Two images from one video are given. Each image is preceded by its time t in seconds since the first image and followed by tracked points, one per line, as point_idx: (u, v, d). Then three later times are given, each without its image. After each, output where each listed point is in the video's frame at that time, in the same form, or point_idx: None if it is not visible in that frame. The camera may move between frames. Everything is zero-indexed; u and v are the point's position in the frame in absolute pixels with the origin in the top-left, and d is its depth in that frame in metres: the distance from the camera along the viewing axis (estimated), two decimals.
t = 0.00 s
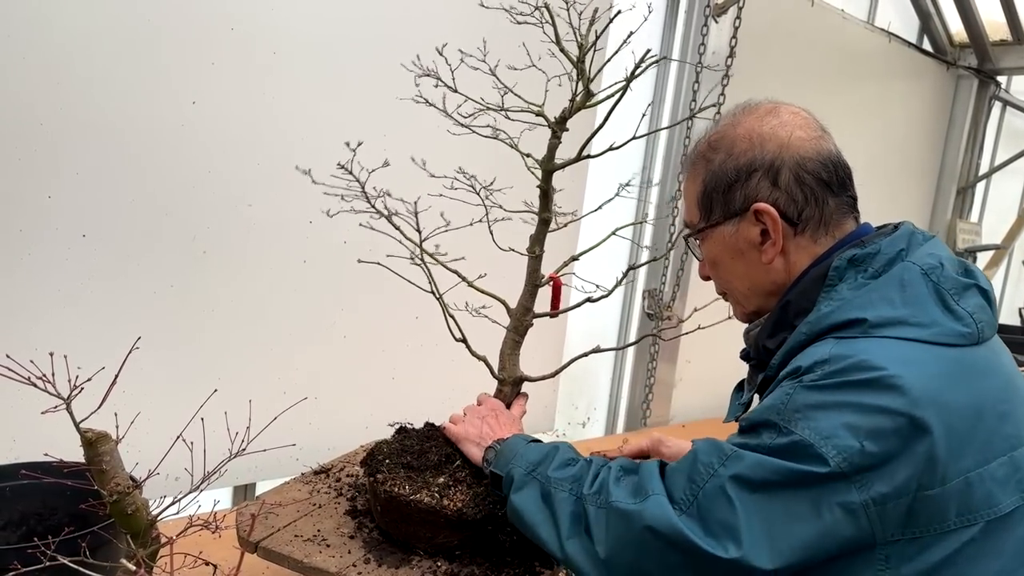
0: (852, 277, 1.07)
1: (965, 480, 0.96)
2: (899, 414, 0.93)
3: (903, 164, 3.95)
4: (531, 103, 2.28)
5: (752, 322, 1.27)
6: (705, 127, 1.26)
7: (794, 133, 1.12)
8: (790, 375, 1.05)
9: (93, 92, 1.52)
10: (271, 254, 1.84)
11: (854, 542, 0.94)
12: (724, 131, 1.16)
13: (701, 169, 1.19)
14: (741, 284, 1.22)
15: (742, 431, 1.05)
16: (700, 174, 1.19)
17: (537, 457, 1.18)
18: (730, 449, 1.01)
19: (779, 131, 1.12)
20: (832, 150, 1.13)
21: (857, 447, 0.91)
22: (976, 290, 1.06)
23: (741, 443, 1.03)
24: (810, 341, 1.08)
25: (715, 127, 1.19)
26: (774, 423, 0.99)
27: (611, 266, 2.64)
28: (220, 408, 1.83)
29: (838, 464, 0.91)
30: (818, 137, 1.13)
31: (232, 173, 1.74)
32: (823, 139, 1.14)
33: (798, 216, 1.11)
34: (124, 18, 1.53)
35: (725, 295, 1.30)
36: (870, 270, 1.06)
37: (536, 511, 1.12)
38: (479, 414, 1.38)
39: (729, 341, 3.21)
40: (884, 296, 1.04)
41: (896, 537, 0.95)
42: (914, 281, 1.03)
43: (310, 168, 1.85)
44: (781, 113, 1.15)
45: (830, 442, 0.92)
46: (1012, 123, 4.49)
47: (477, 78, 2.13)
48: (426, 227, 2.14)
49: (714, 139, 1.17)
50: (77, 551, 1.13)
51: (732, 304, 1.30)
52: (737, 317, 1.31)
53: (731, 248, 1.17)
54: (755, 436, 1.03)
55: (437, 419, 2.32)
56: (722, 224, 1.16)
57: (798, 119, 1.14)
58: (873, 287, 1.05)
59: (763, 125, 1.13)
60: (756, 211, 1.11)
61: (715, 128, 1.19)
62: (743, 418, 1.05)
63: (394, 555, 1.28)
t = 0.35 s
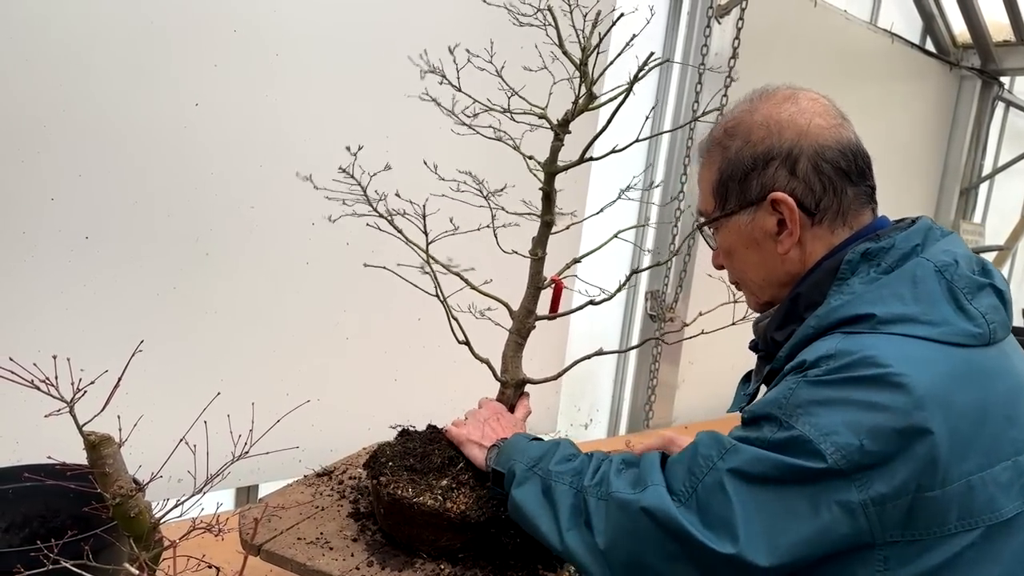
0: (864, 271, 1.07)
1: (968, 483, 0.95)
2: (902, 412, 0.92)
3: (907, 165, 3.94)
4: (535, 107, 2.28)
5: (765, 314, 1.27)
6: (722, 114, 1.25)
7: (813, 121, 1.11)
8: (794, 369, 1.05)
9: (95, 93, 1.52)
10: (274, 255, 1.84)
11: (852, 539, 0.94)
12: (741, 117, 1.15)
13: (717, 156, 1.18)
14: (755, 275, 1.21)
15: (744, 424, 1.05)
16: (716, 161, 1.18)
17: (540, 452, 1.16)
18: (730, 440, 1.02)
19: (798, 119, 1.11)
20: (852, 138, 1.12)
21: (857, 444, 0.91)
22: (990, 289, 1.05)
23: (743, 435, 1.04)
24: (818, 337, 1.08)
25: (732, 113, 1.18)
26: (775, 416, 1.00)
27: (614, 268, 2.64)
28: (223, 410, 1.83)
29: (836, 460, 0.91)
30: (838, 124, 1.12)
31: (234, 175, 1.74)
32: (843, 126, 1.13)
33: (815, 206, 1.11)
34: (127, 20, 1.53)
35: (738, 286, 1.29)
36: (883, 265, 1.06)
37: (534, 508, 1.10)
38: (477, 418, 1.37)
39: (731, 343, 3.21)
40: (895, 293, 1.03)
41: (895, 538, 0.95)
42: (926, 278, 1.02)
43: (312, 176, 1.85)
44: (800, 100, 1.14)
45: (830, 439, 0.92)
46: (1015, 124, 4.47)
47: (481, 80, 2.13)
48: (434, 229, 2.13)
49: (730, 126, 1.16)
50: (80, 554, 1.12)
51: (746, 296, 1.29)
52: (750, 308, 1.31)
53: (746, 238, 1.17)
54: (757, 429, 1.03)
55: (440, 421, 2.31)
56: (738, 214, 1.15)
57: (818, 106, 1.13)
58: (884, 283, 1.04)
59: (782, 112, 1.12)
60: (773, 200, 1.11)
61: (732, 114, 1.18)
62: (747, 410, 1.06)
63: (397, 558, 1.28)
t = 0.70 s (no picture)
0: (872, 272, 1.06)
1: (963, 484, 0.95)
2: (901, 411, 0.91)
3: (911, 165, 3.93)
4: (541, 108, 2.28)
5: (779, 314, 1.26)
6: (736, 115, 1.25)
7: (827, 122, 1.11)
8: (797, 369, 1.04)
9: (99, 94, 1.52)
10: (277, 256, 1.84)
11: (849, 540, 0.94)
12: (754, 117, 1.16)
13: (731, 156, 1.18)
14: (767, 275, 1.21)
15: (745, 425, 1.05)
16: (730, 161, 1.18)
17: (541, 454, 1.16)
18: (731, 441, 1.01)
19: (811, 120, 1.11)
20: (866, 139, 1.12)
21: (854, 443, 0.91)
22: (997, 292, 1.04)
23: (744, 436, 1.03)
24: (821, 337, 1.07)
25: (746, 114, 1.18)
26: (776, 416, 0.99)
27: (619, 268, 2.64)
28: (227, 411, 1.82)
29: (833, 459, 0.91)
30: (852, 125, 1.12)
31: (237, 176, 1.74)
32: (856, 128, 1.13)
33: (827, 207, 1.10)
34: (131, 21, 1.53)
35: (752, 286, 1.29)
36: (891, 266, 1.05)
37: (534, 509, 1.10)
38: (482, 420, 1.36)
39: (735, 343, 3.20)
40: (899, 293, 1.02)
41: (891, 540, 0.95)
42: (930, 278, 1.01)
43: (332, 157, 1.87)
44: (814, 102, 1.13)
45: (828, 438, 0.92)
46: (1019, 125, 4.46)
47: (486, 81, 2.13)
48: (442, 230, 2.14)
49: (745, 126, 1.16)
50: (84, 555, 1.12)
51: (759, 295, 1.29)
52: (764, 308, 1.30)
53: (758, 237, 1.17)
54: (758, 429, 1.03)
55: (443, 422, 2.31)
56: (750, 213, 1.15)
57: (831, 107, 1.13)
58: (888, 284, 1.03)
59: (795, 113, 1.12)
60: (785, 200, 1.10)
61: (746, 115, 1.18)
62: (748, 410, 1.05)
63: (403, 560, 1.27)
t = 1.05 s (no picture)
0: (894, 273, 1.07)
1: (1016, 488, 0.95)
2: (944, 415, 0.92)
3: (914, 164, 3.92)
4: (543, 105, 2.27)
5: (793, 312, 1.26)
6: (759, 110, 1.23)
7: (852, 120, 1.10)
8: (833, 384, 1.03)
9: (100, 93, 1.52)
10: (279, 254, 1.83)
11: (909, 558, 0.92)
12: (779, 112, 1.15)
13: (754, 151, 1.17)
14: (784, 272, 1.20)
15: (786, 449, 1.03)
16: (752, 156, 1.17)
17: (598, 499, 1.14)
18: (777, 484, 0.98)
19: (836, 117, 1.10)
20: (889, 139, 1.11)
21: (906, 454, 0.90)
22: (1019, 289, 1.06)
23: (788, 466, 1.01)
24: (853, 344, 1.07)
25: (770, 109, 1.17)
26: (821, 438, 0.97)
27: (620, 265, 2.62)
28: (226, 409, 1.82)
29: (888, 472, 0.89)
30: (877, 124, 1.11)
31: (238, 175, 1.74)
32: (880, 127, 1.12)
33: (849, 205, 1.10)
34: (133, 20, 1.53)
35: (766, 282, 1.28)
36: (913, 267, 1.06)
37: (591, 558, 1.08)
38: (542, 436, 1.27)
39: (738, 342, 3.19)
40: (927, 295, 1.03)
41: (949, 552, 0.95)
42: (958, 279, 1.02)
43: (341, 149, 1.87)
44: (839, 99, 1.13)
45: (880, 452, 0.90)
46: None
47: (487, 79, 2.12)
48: (447, 226, 2.13)
49: (769, 121, 1.15)
50: (81, 552, 1.12)
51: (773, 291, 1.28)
52: (777, 305, 1.30)
53: (777, 234, 1.15)
54: (799, 453, 1.01)
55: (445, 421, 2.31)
56: (770, 208, 1.14)
57: (856, 106, 1.12)
58: (916, 287, 1.04)
59: (820, 109, 1.11)
60: (807, 197, 1.09)
61: (770, 109, 1.17)
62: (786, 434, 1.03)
63: (407, 559, 1.27)
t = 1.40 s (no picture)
0: (912, 261, 1.02)
1: None
2: (970, 400, 0.87)
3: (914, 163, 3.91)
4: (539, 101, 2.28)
5: (799, 304, 1.20)
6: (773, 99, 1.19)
7: (874, 112, 1.06)
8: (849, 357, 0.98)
9: (96, 89, 1.51)
10: (277, 252, 1.83)
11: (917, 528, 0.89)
12: (798, 101, 1.10)
13: (771, 140, 1.12)
14: (796, 263, 1.15)
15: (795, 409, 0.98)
16: (769, 145, 1.12)
17: (562, 440, 1.07)
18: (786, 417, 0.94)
19: (858, 108, 1.06)
20: (908, 133, 1.08)
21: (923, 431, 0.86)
22: None
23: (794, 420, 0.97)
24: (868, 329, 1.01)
25: (788, 98, 1.13)
26: (834, 401, 0.93)
27: (619, 263, 2.62)
28: (222, 406, 1.81)
29: (903, 448, 0.86)
30: (897, 118, 1.08)
31: (235, 171, 1.73)
32: (899, 121, 1.09)
33: (867, 197, 1.06)
34: (130, 17, 1.52)
35: (774, 273, 1.22)
36: (931, 256, 1.01)
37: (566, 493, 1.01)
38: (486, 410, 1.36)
39: (738, 341, 3.18)
40: (952, 285, 0.98)
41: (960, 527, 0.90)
42: (983, 270, 0.98)
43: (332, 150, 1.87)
44: (860, 91, 1.09)
45: (897, 427, 0.87)
46: None
47: (484, 75, 2.12)
48: (440, 223, 2.13)
49: (788, 109, 1.10)
50: (75, 549, 1.12)
51: (780, 283, 1.22)
52: (784, 297, 1.24)
53: (793, 224, 1.11)
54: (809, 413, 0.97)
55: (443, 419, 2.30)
56: (787, 199, 1.09)
57: (876, 98, 1.09)
58: (938, 274, 0.99)
59: (842, 99, 1.07)
60: (827, 187, 1.05)
61: (788, 98, 1.12)
62: (797, 394, 0.98)
63: (403, 556, 1.26)
